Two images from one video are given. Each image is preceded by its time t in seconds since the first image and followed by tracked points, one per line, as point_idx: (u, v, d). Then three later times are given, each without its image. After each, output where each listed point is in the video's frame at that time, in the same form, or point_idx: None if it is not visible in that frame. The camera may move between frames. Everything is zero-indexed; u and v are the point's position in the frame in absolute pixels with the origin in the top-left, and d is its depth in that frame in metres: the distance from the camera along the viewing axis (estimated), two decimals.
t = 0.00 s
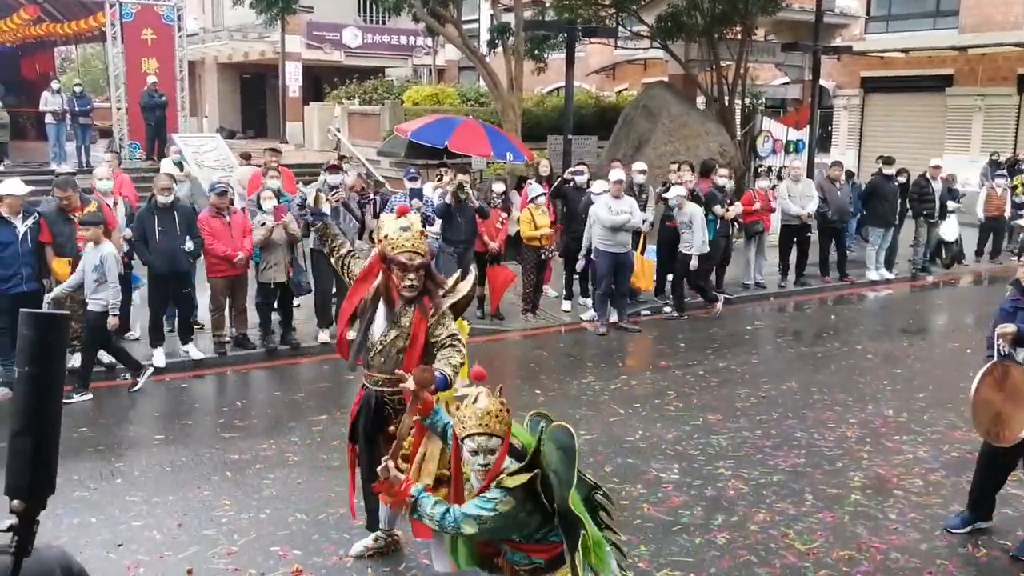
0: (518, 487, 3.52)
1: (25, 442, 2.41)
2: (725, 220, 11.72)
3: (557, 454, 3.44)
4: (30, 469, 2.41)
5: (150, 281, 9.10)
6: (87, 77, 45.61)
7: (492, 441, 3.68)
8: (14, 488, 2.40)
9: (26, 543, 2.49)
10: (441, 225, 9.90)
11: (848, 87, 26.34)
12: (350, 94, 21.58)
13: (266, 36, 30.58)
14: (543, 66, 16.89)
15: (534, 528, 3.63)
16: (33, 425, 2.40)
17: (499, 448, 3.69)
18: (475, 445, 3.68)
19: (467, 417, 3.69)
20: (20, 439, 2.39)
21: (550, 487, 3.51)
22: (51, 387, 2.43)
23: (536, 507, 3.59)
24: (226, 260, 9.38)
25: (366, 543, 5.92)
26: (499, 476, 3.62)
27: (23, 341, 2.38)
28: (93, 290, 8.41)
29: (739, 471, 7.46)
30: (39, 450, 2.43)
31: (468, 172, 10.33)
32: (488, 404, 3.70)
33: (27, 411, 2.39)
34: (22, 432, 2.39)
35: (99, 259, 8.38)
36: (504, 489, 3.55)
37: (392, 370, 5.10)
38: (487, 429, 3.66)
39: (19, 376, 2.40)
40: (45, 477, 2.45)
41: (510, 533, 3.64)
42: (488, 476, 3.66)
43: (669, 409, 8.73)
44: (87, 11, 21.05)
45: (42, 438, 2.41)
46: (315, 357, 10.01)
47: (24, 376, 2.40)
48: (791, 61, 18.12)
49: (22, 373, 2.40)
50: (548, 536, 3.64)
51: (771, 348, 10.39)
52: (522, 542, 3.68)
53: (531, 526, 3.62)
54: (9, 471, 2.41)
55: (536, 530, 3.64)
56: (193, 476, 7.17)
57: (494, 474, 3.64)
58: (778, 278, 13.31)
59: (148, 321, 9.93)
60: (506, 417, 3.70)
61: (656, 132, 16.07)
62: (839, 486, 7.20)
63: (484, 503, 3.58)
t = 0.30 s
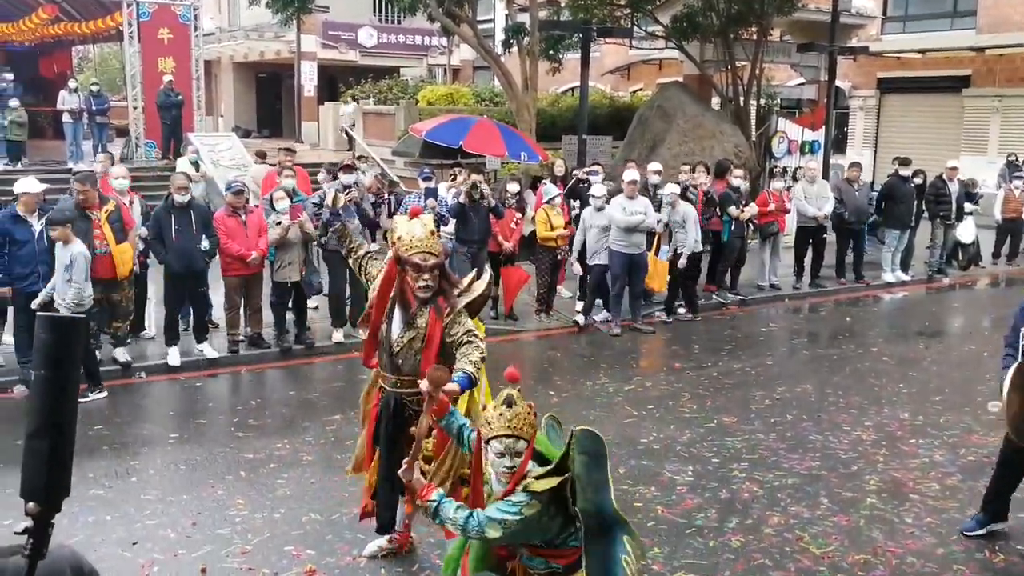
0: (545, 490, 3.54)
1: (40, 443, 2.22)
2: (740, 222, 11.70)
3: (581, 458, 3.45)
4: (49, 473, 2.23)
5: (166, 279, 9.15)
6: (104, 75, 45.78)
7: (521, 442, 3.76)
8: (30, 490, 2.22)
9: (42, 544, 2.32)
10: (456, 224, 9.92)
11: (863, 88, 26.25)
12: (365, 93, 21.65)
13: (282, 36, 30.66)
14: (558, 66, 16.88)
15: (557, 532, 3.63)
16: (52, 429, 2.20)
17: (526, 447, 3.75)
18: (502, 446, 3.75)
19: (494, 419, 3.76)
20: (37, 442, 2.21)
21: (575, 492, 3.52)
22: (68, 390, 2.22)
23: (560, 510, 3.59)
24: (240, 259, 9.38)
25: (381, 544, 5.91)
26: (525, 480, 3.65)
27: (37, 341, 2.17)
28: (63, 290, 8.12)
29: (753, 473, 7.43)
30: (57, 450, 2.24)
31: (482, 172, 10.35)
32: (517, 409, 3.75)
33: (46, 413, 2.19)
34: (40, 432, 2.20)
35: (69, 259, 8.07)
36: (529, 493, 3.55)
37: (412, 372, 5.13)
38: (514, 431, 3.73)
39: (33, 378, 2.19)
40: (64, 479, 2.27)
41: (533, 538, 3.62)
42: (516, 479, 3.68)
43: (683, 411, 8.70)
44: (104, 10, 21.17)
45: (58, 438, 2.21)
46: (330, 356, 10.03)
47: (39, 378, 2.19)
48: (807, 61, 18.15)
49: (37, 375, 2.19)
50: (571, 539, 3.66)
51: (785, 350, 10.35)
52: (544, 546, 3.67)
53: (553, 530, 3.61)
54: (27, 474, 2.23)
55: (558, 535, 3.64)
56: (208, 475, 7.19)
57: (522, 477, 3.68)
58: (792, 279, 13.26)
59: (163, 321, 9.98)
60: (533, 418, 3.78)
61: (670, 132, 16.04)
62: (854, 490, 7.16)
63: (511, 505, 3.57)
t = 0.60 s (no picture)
0: (565, 487, 3.51)
1: (55, 441, 2.23)
2: (759, 222, 11.68)
3: (599, 458, 3.44)
4: (61, 470, 2.24)
5: (185, 278, 9.22)
6: (125, 76, 46.13)
7: (535, 443, 3.77)
8: (43, 489, 2.23)
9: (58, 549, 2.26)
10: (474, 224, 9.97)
11: (884, 88, 26.13)
12: (384, 94, 21.76)
13: (301, 37, 30.78)
14: (575, 67, 16.89)
15: (576, 532, 3.61)
16: (66, 425, 2.23)
17: (540, 445, 3.77)
18: (517, 446, 3.77)
19: (510, 418, 3.79)
20: (50, 440, 2.22)
21: (593, 491, 3.52)
22: (83, 388, 2.27)
23: (580, 508, 3.57)
24: (258, 260, 9.41)
25: (399, 544, 5.93)
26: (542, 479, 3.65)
27: (53, 339, 2.23)
28: (33, 296, 7.98)
29: (772, 475, 7.39)
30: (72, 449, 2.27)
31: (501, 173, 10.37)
32: (531, 409, 3.76)
33: (61, 409, 2.23)
34: (53, 430, 2.22)
35: (39, 263, 7.96)
36: (549, 490, 3.53)
37: (429, 373, 5.14)
38: (530, 430, 3.75)
39: (50, 376, 2.25)
40: (77, 478, 2.27)
41: (554, 537, 3.59)
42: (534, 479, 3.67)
43: (702, 412, 8.67)
44: (125, 12, 21.37)
45: (73, 437, 2.23)
46: (348, 356, 10.06)
47: (56, 374, 2.24)
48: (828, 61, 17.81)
49: (54, 371, 2.24)
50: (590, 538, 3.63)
51: (804, 351, 10.30)
52: (563, 546, 3.65)
53: (573, 529, 3.59)
54: (40, 473, 2.24)
55: (577, 534, 3.62)
56: (227, 473, 7.23)
57: (540, 477, 3.67)
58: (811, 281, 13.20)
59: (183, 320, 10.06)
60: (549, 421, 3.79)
61: (689, 133, 16.02)
62: (874, 492, 7.11)
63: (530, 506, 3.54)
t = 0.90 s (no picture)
0: (565, 487, 3.51)
1: (57, 439, 2.09)
2: (762, 222, 11.68)
3: (599, 458, 3.42)
4: (63, 469, 2.09)
5: (188, 278, 9.26)
6: (129, 76, 46.21)
7: (534, 443, 3.76)
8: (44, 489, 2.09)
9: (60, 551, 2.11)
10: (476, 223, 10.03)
11: (888, 88, 26.05)
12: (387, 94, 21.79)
13: (304, 37, 30.83)
14: (578, 66, 16.91)
15: (576, 532, 3.60)
16: (67, 423, 2.09)
17: (539, 445, 3.76)
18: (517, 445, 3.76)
19: (509, 419, 3.78)
20: (51, 438, 2.09)
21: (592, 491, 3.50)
22: (87, 384, 2.12)
23: (580, 508, 3.57)
24: (261, 259, 9.47)
25: (400, 543, 5.93)
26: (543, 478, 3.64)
27: (53, 335, 2.09)
28: None
29: (774, 476, 7.37)
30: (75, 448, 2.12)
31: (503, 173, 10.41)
32: (530, 408, 3.76)
33: (62, 407, 2.09)
34: (54, 428, 2.08)
35: None
36: (551, 490, 3.54)
37: (428, 374, 5.15)
38: (529, 430, 3.75)
39: (50, 372, 2.10)
40: (79, 477, 2.13)
41: (554, 536, 3.58)
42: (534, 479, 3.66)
43: (704, 412, 8.66)
44: (129, 12, 21.44)
45: (74, 434, 2.09)
46: (350, 356, 10.07)
47: (56, 370, 2.09)
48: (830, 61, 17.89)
49: (54, 368, 2.10)
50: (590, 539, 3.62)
51: (807, 352, 10.28)
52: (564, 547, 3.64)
53: (573, 529, 3.59)
54: (41, 472, 2.10)
55: (579, 533, 3.62)
56: (229, 472, 7.24)
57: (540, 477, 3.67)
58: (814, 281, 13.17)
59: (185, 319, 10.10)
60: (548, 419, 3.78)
61: (692, 133, 16.00)
62: (877, 493, 7.08)
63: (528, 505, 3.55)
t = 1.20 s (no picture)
0: (565, 489, 3.47)
1: (63, 436, 2.15)
2: (764, 226, 11.65)
3: (598, 459, 3.44)
4: (69, 464, 2.15)
5: (191, 283, 9.27)
6: (131, 81, 46.29)
7: (534, 445, 3.71)
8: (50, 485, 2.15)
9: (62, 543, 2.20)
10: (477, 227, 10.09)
11: (890, 92, 26.01)
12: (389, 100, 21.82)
13: (306, 42, 30.88)
14: (580, 70, 16.95)
15: (576, 534, 3.53)
16: (75, 422, 2.14)
17: (540, 448, 3.72)
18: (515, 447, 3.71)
19: (509, 421, 3.72)
20: (57, 436, 2.14)
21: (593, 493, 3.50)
22: (92, 386, 2.16)
23: (581, 509, 3.52)
24: (264, 264, 9.49)
25: (402, 546, 5.97)
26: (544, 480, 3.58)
27: (59, 336, 2.12)
28: None
29: (775, 479, 7.37)
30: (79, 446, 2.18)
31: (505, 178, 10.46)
32: (530, 409, 3.70)
33: (69, 407, 2.13)
34: (60, 427, 2.14)
35: None
36: (550, 493, 3.49)
37: (426, 379, 5.16)
38: (528, 433, 3.69)
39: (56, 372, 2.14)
40: (85, 473, 2.19)
41: (556, 538, 3.52)
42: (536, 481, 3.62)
43: (705, 416, 8.66)
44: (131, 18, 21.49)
45: (81, 434, 2.15)
46: (350, 360, 10.09)
47: (61, 371, 2.13)
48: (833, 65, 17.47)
49: (58, 368, 2.13)
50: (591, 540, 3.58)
51: (808, 355, 10.27)
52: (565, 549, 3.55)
53: (574, 530, 3.52)
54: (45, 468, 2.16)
55: (581, 534, 3.55)
56: (232, 475, 7.26)
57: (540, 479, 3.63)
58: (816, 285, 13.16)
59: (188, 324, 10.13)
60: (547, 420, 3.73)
61: (693, 137, 15.98)
62: (878, 496, 7.08)
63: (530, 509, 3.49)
